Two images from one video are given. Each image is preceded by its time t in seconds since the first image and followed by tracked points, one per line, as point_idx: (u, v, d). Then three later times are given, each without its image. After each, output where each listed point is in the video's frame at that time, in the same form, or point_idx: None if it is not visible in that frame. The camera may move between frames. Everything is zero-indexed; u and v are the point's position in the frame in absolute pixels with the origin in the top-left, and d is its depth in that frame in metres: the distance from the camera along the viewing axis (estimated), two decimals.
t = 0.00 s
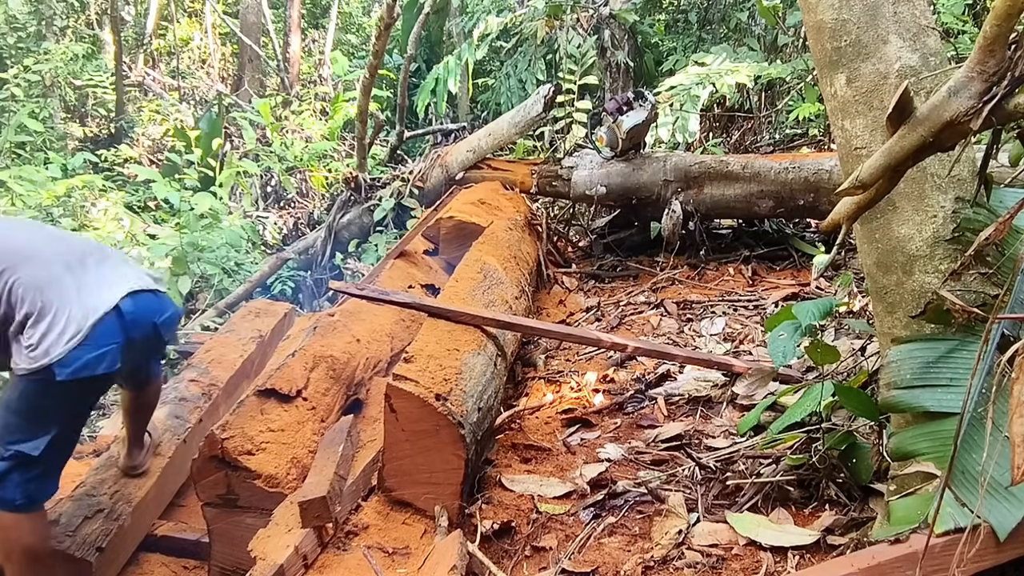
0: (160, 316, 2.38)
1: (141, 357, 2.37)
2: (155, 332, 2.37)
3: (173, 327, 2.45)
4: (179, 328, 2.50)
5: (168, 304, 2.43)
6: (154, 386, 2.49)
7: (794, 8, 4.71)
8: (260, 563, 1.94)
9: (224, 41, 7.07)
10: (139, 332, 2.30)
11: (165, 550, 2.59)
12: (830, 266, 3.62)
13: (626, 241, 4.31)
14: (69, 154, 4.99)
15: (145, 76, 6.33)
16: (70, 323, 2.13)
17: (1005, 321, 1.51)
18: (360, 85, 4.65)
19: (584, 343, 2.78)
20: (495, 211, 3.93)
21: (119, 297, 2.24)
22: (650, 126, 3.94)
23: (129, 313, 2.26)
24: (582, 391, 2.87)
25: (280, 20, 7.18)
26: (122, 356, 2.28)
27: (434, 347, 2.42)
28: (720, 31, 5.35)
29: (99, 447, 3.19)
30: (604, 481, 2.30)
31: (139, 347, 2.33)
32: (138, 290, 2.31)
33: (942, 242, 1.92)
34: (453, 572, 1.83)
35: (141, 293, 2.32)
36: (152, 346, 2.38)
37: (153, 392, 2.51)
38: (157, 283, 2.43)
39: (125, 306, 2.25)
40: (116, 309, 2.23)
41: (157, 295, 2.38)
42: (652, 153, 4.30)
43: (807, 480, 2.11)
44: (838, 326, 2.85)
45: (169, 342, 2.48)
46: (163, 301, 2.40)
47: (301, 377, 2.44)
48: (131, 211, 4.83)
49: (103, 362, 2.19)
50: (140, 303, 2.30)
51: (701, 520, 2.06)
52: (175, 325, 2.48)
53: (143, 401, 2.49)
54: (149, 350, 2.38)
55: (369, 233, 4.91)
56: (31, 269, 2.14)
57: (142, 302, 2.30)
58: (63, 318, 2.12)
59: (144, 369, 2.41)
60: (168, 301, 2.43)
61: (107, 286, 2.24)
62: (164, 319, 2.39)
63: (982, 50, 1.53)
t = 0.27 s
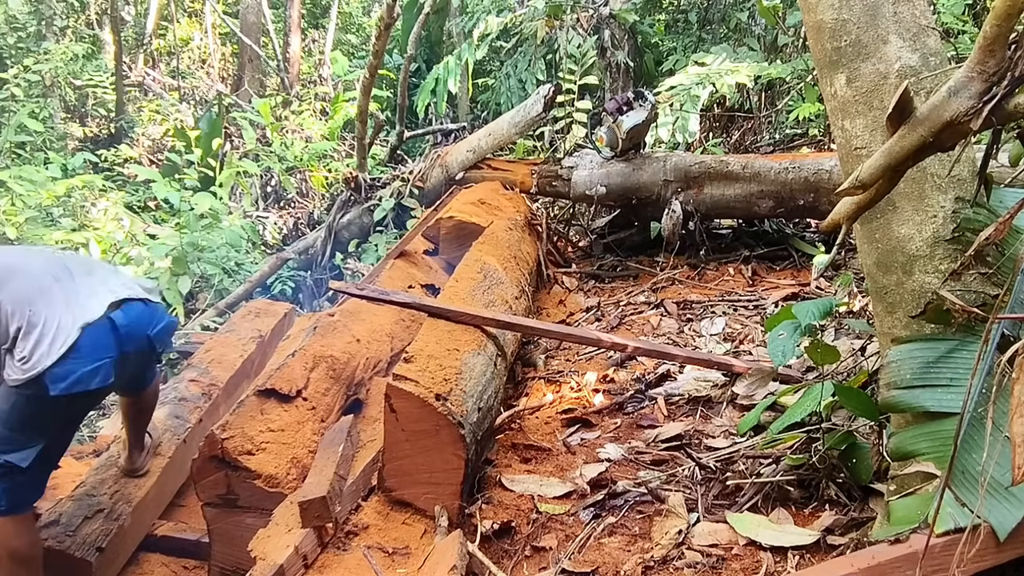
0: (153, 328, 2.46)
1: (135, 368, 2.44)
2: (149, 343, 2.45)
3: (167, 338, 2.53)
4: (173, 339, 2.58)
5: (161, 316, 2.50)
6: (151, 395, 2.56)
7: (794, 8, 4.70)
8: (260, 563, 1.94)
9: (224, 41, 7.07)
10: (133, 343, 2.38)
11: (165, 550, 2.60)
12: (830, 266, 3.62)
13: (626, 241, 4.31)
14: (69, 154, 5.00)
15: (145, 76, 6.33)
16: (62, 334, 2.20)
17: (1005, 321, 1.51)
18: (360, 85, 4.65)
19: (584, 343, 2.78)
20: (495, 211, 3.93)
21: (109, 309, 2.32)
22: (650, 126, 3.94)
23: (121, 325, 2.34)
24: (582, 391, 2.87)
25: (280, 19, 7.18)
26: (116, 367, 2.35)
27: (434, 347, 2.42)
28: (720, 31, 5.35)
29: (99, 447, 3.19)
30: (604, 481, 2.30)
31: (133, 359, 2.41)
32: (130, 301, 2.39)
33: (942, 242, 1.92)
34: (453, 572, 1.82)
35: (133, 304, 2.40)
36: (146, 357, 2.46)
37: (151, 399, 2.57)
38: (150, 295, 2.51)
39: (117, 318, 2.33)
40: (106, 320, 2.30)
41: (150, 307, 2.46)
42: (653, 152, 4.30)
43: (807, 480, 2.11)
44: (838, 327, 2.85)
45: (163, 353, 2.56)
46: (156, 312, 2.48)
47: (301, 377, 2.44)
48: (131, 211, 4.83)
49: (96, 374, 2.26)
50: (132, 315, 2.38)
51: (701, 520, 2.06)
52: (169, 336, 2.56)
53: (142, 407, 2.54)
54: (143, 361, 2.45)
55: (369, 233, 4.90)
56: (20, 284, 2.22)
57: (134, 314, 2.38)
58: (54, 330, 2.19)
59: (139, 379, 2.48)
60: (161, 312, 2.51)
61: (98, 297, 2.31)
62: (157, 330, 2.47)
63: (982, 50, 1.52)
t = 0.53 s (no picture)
0: (153, 335, 2.46)
1: (135, 376, 2.44)
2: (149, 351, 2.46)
3: (167, 346, 2.54)
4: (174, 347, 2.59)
5: (161, 323, 2.51)
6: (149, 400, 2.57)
7: (794, 8, 4.70)
8: (260, 563, 1.94)
9: (224, 41, 7.08)
10: (134, 350, 2.38)
11: (165, 550, 2.60)
12: (830, 266, 3.62)
13: (626, 241, 4.31)
14: (69, 154, 5.00)
15: (145, 76, 6.34)
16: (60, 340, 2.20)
17: (1005, 321, 1.51)
18: (360, 85, 4.65)
19: (584, 343, 2.78)
20: (495, 211, 3.93)
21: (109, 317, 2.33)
22: (650, 126, 3.94)
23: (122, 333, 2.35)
24: (582, 391, 2.87)
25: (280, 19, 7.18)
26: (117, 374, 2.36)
27: (434, 347, 2.42)
28: (720, 31, 5.35)
29: (99, 447, 3.19)
30: (604, 481, 2.30)
31: (134, 366, 2.41)
32: (130, 308, 2.40)
33: (942, 242, 1.92)
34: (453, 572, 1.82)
35: (134, 311, 2.41)
36: (146, 365, 2.46)
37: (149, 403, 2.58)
38: (149, 302, 2.52)
39: (117, 325, 2.34)
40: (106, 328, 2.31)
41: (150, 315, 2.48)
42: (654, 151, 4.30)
43: (807, 480, 2.11)
44: (838, 327, 2.85)
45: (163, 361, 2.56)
46: (157, 320, 2.49)
47: (301, 377, 2.44)
48: (131, 211, 4.83)
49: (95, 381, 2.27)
50: (133, 322, 2.39)
51: (701, 520, 2.06)
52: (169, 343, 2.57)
53: (140, 410, 2.55)
54: (144, 368, 2.46)
55: (369, 233, 4.90)
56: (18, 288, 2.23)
57: (135, 321, 2.39)
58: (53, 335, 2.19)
59: (139, 386, 2.48)
60: (161, 320, 2.52)
61: (98, 304, 2.32)
62: (158, 338, 2.48)
63: (982, 50, 1.52)
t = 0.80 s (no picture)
0: (150, 326, 2.45)
1: (130, 365, 2.44)
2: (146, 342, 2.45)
3: (164, 338, 2.52)
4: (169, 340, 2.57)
5: (159, 314, 2.50)
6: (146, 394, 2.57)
7: (794, 8, 4.70)
8: (260, 563, 1.94)
9: (224, 41, 7.08)
10: (128, 339, 2.36)
11: (165, 550, 2.60)
12: (830, 266, 3.62)
13: (626, 241, 4.31)
14: (69, 154, 5.00)
15: (145, 76, 6.34)
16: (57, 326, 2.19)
17: (1006, 321, 1.51)
18: (360, 85, 4.65)
19: (584, 343, 2.78)
20: (495, 211, 3.93)
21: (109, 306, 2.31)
22: (650, 126, 3.94)
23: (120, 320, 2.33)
24: (582, 391, 2.87)
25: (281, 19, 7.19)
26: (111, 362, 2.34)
27: (434, 347, 2.41)
28: (720, 31, 5.35)
29: (99, 447, 3.19)
30: (604, 481, 2.30)
31: (128, 355, 2.40)
32: (129, 298, 2.38)
33: (942, 242, 1.92)
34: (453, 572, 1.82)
35: (131, 302, 2.39)
36: (141, 355, 2.45)
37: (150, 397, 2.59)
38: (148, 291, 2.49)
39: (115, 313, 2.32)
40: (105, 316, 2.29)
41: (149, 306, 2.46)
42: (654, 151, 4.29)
43: (807, 480, 2.11)
44: (838, 326, 2.85)
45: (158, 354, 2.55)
46: (154, 312, 2.48)
47: (301, 377, 2.44)
48: (131, 211, 4.83)
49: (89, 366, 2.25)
50: (130, 311, 2.37)
51: (701, 520, 2.06)
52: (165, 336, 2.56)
53: (141, 405, 2.57)
54: (139, 359, 2.45)
55: (369, 233, 4.90)
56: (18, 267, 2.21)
57: (132, 310, 2.37)
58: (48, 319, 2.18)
59: (134, 378, 2.48)
60: (158, 312, 2.50)
61: (97, 293, 2.31)
62: (155, 330, 2.47)
63: (982, 50, 1.52)
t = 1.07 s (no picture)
0: (125, 304, 2.37)
1: (102, 341, 2.38)
2: (119, 319, 2.37)
3: (142, 315, 2.45)
4: (150, 318, 2.50)
5: (136, 292, 2.42)
6: (132, 376, 2.54)
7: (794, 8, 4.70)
8: (260, 563, 1.94)
9: (224, 41, 7.09)
10: (101, 316, 2.29)
11: (165, 550, 2.60)
12: (830, 266, 3.62)
13: (626, 241, 4.31)
14: (69, 154, 5.00)
15: (145, 76, 6.35)
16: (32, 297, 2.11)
17: (1005, 321, 1.51)
18: (360, 85, 4.65)
19: (584, 343, 2.78)
20: (495, 211, 3.93)
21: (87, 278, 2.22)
22: (650, 126, 3.94)
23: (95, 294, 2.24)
24: (582, 391, 2.87)
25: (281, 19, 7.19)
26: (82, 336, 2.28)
27: (434, 347, 2.41)
28: (720, 31, 5.35)
29: (99, 447, 3.19)
30: (604, 481, 2.30)
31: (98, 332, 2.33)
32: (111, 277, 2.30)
33: (941, 242, 1.92)
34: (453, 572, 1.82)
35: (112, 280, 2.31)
36: (115, 331, 2.39)
37: (140, 382, 2.56)
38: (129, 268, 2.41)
39: (91, 286, 2.23)
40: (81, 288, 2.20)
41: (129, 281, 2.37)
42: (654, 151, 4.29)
43: (807, 480, 2.11)
44: (838, 326, 2.85)
45: (139, 332, 2.49)
46: (133, 288, 2.40)
47: (301, 377, 2.44)
48: (131, 211, 4.83)
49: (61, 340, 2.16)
50: (109, 288, 2.29)
51: (701, 520, 2.06)
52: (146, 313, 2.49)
53: (134, 393, 2.55)
54: (114, 336, 2.39)
55: (369, 232, 4.90)
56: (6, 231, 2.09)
57: (110, 288, 2.29)
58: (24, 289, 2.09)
59: (110, 357, 2.45)
60: (138, 288, 2.43)
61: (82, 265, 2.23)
62: (131, 306, 2.39)
63: (982, 50, 1.52)
